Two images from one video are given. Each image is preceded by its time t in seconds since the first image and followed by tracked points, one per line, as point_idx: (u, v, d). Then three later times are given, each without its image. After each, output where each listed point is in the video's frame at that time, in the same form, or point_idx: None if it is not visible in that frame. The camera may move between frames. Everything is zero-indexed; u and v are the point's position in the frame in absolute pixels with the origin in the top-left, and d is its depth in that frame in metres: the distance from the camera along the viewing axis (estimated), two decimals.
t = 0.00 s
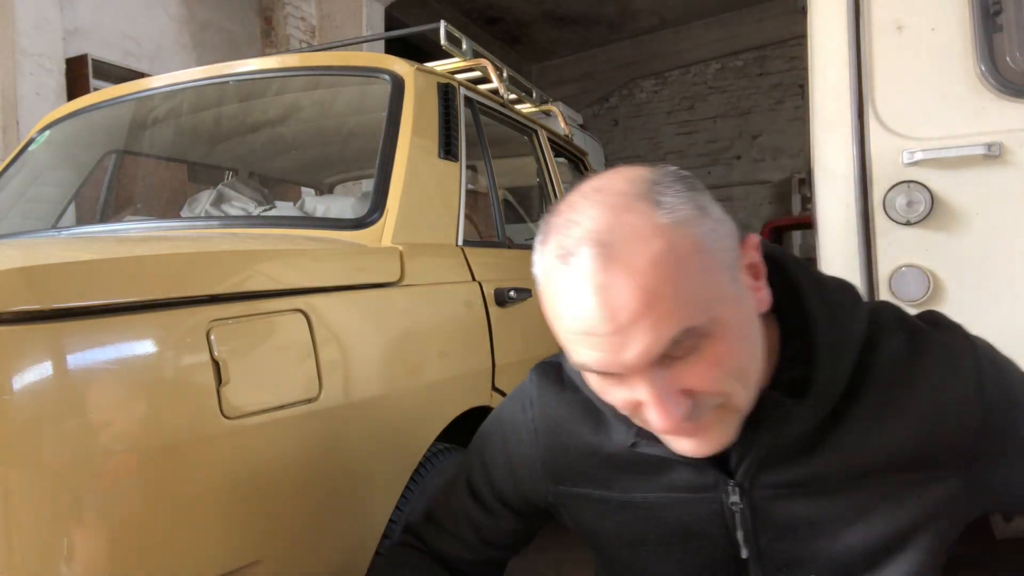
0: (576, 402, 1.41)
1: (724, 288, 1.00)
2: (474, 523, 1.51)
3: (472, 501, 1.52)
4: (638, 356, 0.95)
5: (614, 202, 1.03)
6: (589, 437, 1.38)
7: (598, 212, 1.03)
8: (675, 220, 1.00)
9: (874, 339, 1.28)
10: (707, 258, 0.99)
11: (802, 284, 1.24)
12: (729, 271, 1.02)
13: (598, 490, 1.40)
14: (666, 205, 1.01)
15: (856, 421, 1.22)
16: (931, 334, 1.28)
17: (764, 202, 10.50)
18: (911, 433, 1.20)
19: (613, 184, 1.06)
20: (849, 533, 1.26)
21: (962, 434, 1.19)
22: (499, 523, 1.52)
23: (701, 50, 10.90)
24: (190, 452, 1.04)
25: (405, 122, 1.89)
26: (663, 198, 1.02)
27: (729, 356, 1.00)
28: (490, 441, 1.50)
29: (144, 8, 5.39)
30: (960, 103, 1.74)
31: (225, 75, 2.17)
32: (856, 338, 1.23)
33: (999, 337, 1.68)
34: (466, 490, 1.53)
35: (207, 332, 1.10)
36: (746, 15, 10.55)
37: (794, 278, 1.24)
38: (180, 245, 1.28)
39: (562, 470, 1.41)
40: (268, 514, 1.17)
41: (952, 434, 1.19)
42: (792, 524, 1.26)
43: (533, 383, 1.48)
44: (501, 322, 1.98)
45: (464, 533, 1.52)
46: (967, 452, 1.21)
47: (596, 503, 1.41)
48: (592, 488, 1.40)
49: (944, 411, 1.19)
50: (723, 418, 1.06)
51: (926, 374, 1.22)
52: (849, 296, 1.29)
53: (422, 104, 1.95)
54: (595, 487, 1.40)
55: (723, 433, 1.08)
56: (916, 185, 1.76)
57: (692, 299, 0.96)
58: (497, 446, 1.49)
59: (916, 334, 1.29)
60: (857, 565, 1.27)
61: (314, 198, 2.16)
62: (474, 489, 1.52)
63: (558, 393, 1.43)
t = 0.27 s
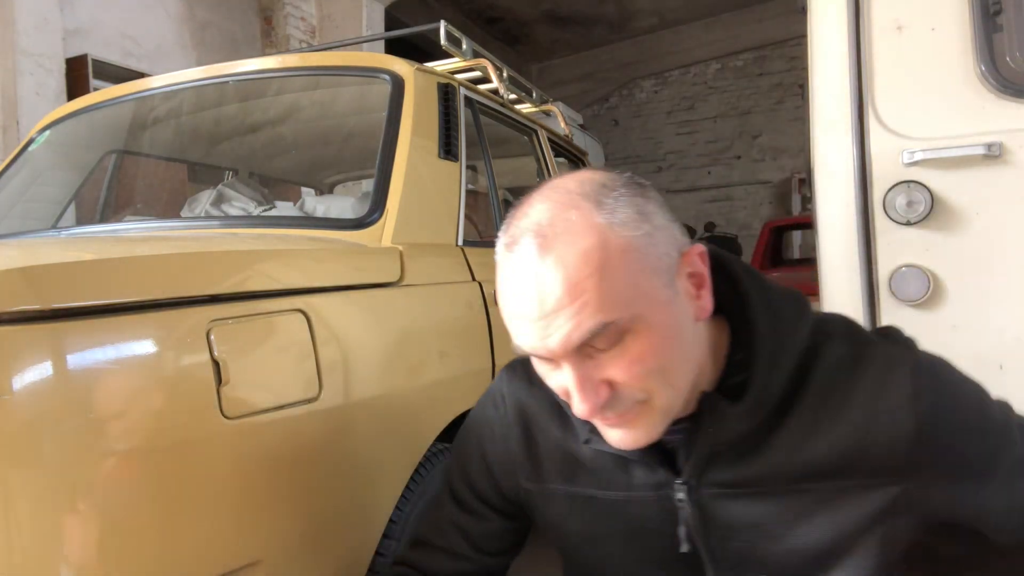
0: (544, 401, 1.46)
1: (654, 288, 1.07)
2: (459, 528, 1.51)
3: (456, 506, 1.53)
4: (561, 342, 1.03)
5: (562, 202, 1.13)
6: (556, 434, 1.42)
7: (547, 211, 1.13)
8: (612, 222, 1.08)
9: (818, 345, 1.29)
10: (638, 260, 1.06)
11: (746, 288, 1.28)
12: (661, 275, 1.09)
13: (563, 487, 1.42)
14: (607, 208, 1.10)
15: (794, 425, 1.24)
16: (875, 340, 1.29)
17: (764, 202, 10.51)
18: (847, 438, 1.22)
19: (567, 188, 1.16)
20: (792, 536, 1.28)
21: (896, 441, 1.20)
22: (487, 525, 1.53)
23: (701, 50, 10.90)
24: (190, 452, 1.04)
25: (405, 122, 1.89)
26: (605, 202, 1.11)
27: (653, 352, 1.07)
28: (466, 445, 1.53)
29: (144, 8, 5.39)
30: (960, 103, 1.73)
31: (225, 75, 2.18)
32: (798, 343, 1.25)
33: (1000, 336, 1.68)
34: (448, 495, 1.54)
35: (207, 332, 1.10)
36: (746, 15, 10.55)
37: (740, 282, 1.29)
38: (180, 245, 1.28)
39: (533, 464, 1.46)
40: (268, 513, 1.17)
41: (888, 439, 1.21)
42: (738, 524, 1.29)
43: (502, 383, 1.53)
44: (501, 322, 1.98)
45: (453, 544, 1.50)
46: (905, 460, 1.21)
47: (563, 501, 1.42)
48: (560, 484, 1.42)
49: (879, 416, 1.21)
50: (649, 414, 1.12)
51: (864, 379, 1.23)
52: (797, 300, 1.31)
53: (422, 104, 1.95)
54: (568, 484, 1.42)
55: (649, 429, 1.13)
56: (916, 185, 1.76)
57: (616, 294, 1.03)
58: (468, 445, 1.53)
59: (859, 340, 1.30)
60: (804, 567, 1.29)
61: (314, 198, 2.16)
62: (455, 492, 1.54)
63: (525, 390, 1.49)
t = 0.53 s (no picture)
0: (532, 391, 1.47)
1: (634, 278, 1.10)
2: (456, 520, 1.50)
3: (449, 497, 1.51)
4: (544, 324, 1.05)
5: (549, 195, 1.17)
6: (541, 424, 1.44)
7: (536, 202, 1.16)
8: (597, 213, 1.12)
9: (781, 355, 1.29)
10: (620, 248, 1.09)
11: (716, 294, 1.31)
12: (640, 268, 1.12)
13: (546, 479, 1.43)
14: (592, 200, 1.14)
15: (749, 430, 1.26)
16: (840, 356, 1.26)
17: (764, 201, 10.51)
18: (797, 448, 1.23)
19: (556, 183, 1.20)
20: (746, 544, 1.28)
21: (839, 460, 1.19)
22: (483, 514, 1.52)
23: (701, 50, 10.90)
24: (190, 452, 1.04)
25: (405, 122, 1.89)
26: (591, 195, 1.15)
27: (632, 341, 1.08)
28: (457, 438, 1.52)
29: (144, 8, 5.40)
30: (959, 103, 1.74)
31: (225, 75, 2.18)
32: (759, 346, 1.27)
33: (1001, 337, 1.68)
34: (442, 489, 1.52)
35: (207, 332, 1.10)
36: (746, 15, 10.55)
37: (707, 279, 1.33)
38: (180, 245, 1.28)
39: (519, 454, 1.46)
40: (267, 513, 1.17)
41: (832, 458, 1.19)
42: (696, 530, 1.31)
43: (491, 373, 1.54)
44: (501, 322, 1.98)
45: (450, 537, 1.48)
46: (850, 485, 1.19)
47: (547, 491, 1.43)
48: (547, 473, 1.43)
49: (825, 432, 1.20)
50: (628, 404, 1.12)
51: (816, 391, 1.23)
52: (764, 309, 1.33)
53: (422, 104, 1.95)
54: (561, 472, 1.42)
55: (628, 422, 1.14)
56: (916, 185, 1.76)
57: (599, 278, 1.06)
58: (456, 433, 1.53)
59: (826, 355, 1.28)
60: None
61: (314, 198, 2.16)
62: (448, 485, 1.51)
63: (513, 378, 1.50)
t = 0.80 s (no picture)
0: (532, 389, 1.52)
1: (630, 271, 1.10)
2: (464, 513, 1.54)
3: (458, 491, 1.56)
4: (541, 310, 1.05)
5: (549, 184, 1.17)
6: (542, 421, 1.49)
7: (536, 190, 1.17)
8: (597, 202, 1.12)
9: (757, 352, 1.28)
10: (618, 240, 1.10)
11: (698, 291, 1.31)
12: (637, 261, 1.12)
13: (546, 475, 1.48)
14: (592, 191, 1.14)
15: (721, 428, 1.26)
16: (810, 353, 1.23)
17: (764, 201, 10.50)
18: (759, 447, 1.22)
19: (557, 174, 1.21)
20: (723, 542, 1.29)
21: (788, 457, 1.17)
22: (490, 507, 1.57)
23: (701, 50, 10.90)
24: (189, 453, 1.04)
25: (405, 121, 1.89)
26: (591, 187, 1.16)
27: (626, 333, 1.09)
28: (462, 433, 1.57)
29: (144, 8, 5.40)
30: (959, 103, 1.74)
31: (224, 75, 2.18)
32: (738, 346, 1.26)
33: (1001, 336, 1.67)
34: (450, 483, 1.57)
35: (207, 332, 1.10)
36: (746, 15, 10.55)
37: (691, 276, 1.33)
38: (180, 245, 1.28)
39: (520, 450, 1.51)
40: (267, 514, 1.17)
41: (782, 457, 1.18)
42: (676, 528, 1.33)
43: (496, 369, 1.59)
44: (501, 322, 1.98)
45: (460, 530, 1.53)
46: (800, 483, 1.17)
47: (547, 487, 1.48)
48: (548, 468, 1.48)
49: (779, 430, 1.18)
50: (619, 400, 1.12)
51: (776, 389, 1.21)
52: (748, 307, 1.32)
53: (422, 104, 1.95)
54: (562, 467, 1.48)
55: (619, 417, 1.13)
56: (916, 185, 1.76)
57: (596, 267, 1.07)
58: (462, 428, 1.57)
59: (796, 352, 1.25)
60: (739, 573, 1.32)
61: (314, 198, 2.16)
62: (455, 479, 1.57)
63: (516, 373, 1.54)
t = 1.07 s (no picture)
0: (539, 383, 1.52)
1: (655, 243, 1.17)
2: (472, 504, 1.54)
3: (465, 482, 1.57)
4: (571, 266, 1.11)
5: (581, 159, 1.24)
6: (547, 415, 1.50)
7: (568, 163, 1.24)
8: (627, 177, 1.20)
9: (751, 341, 1.28)
10: (646, 212, 1.17)
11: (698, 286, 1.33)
12: (660, 236, 1.19)
13: (550, 467, 1.47)
14: (622, 167, 1.22)
15: (709, 417, 1.26)
16: (802, 343, 1.22)
17: (764, 201, 10.50)
18: (742, 434, 1.22)
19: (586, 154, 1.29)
20: (707, 533, 1.28)
21: (760, 443, 1.17)
22: (499, 499, 1.57)
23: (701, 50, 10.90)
24: (190, 452, 1.04)
25: (405, 121, 1.89)
26: (621, 164, 1.23)
27: (647, 300, 1.13)
28: (472, 425, 1.59)
29: (144, 9, 5.40)
30: (959, 103, 1.74)
31: (225, 75, 2.18)
32: (733, 338, 1.27)
33: (1001, 336, 1.68)
34: (460, 475, 1.58)
35: (207, 332, 1.10)
36: (746, 14, 10.55)
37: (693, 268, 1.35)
38: (180, 245, 1.28)
39: (526, 441, 1.51)
40: (268, 514, 1.17)
41: (756, 444, 1.17)
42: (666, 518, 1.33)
43: (506, 364, 1.60)
44: (501, 322, 1.98)
45: (468, 522, 1.52)
46: (770, 470, 1.16)
47: (550, 480, 1.47)
48: (553, 461, 1.47)
49: (756, 417, 1.18)
50: (634, 371, 1.14)
51: (762, 376, 1.21)
52: (746, 299, 1.32)
53: (422, 104, 1.95)
54: (567, 461, 1.47)
55: (633, 388, 1.15)
56: (916, 185, 1.76)
57: (625, 232, 1.13)
58: (473, 421, 1.60)
59: (788, 341, 1.24)
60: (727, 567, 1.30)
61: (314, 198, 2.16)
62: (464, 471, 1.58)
63: (525, 367, 1.56)
